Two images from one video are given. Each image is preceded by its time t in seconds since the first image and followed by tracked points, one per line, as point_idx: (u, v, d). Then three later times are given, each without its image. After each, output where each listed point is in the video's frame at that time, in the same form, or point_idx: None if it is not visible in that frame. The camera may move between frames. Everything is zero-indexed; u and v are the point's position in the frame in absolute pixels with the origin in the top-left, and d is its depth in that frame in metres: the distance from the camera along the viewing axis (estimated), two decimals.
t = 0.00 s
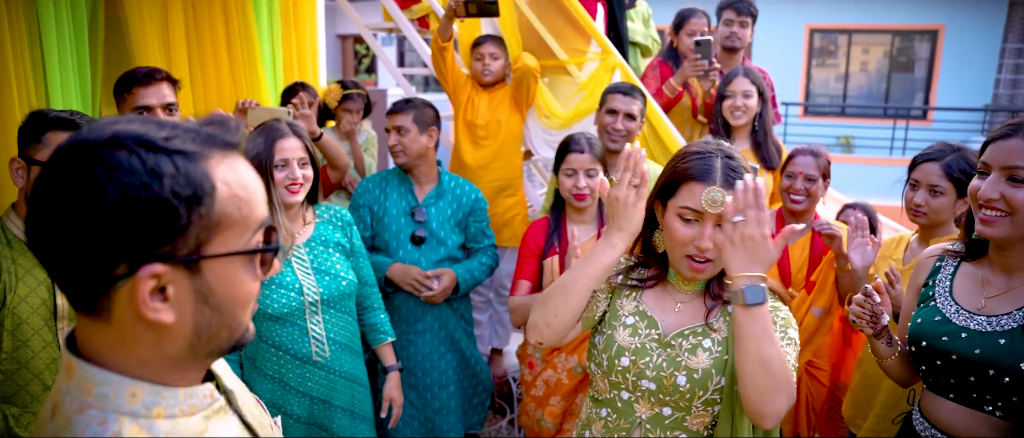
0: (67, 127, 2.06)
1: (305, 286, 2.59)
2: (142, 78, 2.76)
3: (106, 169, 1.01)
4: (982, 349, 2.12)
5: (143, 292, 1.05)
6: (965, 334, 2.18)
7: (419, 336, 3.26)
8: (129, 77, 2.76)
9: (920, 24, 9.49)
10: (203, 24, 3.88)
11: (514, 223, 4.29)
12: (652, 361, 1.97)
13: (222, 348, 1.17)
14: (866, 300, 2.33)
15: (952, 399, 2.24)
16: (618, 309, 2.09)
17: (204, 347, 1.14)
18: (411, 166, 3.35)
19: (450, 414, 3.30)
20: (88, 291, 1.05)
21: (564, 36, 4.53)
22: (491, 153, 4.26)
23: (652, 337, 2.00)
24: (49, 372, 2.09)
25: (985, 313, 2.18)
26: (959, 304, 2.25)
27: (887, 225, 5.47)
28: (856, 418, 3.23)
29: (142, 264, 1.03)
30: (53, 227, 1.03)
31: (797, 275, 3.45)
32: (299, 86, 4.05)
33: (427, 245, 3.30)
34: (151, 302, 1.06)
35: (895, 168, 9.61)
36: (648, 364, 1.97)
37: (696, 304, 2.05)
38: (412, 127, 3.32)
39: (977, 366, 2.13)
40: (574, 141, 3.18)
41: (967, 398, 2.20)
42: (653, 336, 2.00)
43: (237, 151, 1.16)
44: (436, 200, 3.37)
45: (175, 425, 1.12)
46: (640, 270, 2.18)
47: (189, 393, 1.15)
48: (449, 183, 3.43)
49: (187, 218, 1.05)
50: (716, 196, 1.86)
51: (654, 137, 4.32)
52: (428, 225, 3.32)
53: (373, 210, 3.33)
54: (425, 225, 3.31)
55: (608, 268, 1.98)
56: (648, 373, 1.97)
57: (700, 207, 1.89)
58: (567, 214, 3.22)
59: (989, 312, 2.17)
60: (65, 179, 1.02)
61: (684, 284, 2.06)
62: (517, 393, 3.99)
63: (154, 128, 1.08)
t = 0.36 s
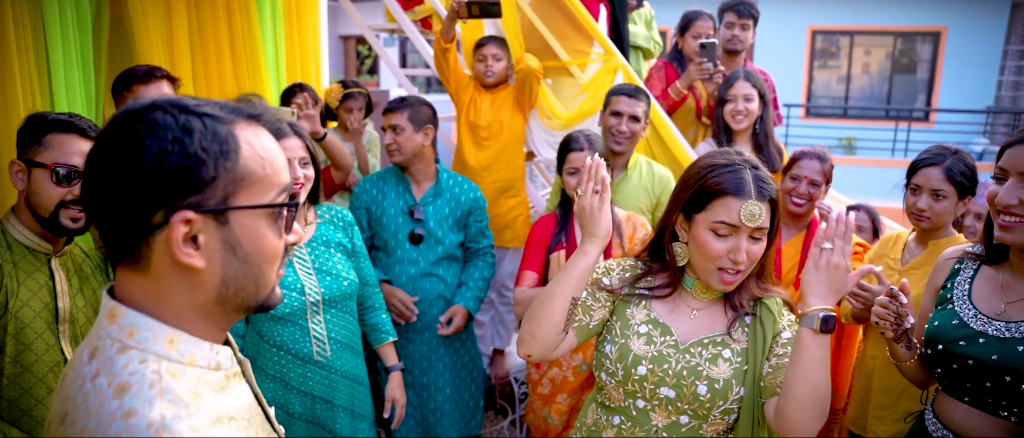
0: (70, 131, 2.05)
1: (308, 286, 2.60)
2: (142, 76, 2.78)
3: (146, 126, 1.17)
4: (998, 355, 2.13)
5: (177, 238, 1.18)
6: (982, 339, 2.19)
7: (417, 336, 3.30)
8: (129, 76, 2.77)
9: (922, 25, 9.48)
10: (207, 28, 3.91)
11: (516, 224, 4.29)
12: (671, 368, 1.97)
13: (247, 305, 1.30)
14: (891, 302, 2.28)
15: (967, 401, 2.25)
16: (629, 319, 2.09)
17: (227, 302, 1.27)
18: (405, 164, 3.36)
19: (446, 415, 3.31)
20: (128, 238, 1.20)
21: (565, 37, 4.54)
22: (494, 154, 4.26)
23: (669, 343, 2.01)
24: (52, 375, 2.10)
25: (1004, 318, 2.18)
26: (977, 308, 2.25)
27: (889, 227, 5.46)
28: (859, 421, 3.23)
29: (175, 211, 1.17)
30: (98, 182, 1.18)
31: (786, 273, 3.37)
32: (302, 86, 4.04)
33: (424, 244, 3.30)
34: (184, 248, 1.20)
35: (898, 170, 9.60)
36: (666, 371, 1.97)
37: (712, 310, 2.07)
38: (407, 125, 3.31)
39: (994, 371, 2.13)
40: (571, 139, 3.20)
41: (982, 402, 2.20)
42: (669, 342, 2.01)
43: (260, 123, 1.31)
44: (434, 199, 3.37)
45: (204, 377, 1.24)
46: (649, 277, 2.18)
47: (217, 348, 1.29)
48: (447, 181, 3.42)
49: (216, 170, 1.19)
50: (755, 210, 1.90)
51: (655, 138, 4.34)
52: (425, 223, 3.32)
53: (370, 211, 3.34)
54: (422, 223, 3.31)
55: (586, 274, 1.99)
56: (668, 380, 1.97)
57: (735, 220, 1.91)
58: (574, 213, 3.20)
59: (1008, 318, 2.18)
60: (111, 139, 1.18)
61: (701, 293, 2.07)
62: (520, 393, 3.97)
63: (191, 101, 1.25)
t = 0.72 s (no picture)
0: (48, 126, 2.09)
1: (308, 286, 2.60)
2: (140, 76, 2.78)
3: (176, 129, 1.38)
4: (1001, 357, 2.14)
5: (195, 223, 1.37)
6: (988, 340, 2.19)
7: (414, 336, 3.30)
8: (127, 75, 2.77)
9: (924, 27, 9.47)
10: (209, 29, 3.92)
11: (517, 224, 4.29)
12: (683, 372, 1.98)
13: (250, 287, 1.46)
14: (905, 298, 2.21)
15: (969, 401, 2.26)
16: (638, 323, 2.09)
17: (236, 283, 1.44)
18: (402, 165, 3.36)
19: (447, 415, 3.32)
20: (154, 224, 1.39)
21: (567, 38, 4.54)
22: (496, 154, 4.27)
23: (680, 347, 2.01)
24: (50, 376, 2.13)
25: (1011, 321, 2.18)
26: (986, 310, 2.25)
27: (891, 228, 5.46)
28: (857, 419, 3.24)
29: (193, 199, 1.36)
30: (135, 175, 1.39)
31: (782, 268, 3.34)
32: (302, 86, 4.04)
33: (420, 244, 3.30)
34: (201, 231, 1.38)
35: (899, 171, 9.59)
36: (678, 375, 1.98)
37: (721, 315, 2.07)
38: (403, 126, 3.33)
39: (995, 372, 2.15)
40: (567, 142, 3.21)
41: (984, 402, 2.21)
42: (680, 346, 2.01)
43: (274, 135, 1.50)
44: (431, 199, 3.37)
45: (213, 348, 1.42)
46: (656, 282, 2.17)
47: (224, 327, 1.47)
48: (443, 181, 3.41)
49: (231, 168, 1.38)
50: (757, 213, 1.90)
51: (656, 138, 4.35)
52: (422, 224, 3.32)
53: (368, 212, 3.34)
54: (419, 223, 3.31)
55: (581, 295, 2.02)
56: (679, 384, 1.98)
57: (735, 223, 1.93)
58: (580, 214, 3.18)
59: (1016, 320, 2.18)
60: (148, 140, 1.39)
61: (710, 299, 2.07)
62: (523, 393, 3.85)
63: (217, 112, 1.46)
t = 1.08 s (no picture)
0: (22, 123, 2.08)
1: (306, 284, 2.60)
2: (142, 73, 2.77)
3: (181, 147, 1.49)
4: (1000, 349, 2.15)
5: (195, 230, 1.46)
6: (987, 333, 2.20)
7: (410, 335, 3.31)
8: (129, 73, 2.76)
9: (924, 27, 9.48)
10: (210, 29, 3.92)
11: (516, 223, 4.29)
12: (678, 366, 1.98)
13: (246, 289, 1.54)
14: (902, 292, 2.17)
15: (968, 394, 2.26)
16: (635, 318, 2.09)
17: (232, 286, 1.52)
18: (397, 165, 3.36)
19: (444, 412, 3.31)
20: (160, 232, 1.48)
21: (568, 38, 4.55)
22: (496, 153, 4.27)
23: (676, 341, 2.01)
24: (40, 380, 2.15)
25: (1010, 315, 2.19)
26: (985, 305, 2.25)
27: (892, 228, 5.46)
28: (855, 417, 3.22)
29: (194, 207, 1.45)
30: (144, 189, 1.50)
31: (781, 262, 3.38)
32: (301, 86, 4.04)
33: (416, 244, 3.29)
34: (200, 236, 1.46)
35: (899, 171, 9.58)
36: (673, 368, 1.98)
37: (718, 309, 2.07)
38: (398, 125, 3.33)
39: (993, 365, 2.15)
40: (565, 144, 3.21)
41: (982, 394, 2.21)
42: (676, 340, 2.01)
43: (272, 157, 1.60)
44: (426, 199, 3.36)
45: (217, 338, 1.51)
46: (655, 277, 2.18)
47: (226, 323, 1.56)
48: (438, 180, 3.40)
49: (228, 180, 1.47)
50: (716, 186, 1.95)
51: (658, 140, 4.35)
52: (418, 223, 3.31)
53: (365, 212, 3.36)
54: (414, 223, 3.31)
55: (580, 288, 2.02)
56: (675, 378, 1.98)
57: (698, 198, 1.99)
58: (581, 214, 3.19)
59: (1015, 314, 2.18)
60: (157, 158, 1.51)
61: (702, 290, 2.07)
62: (523, 391, 3.82)
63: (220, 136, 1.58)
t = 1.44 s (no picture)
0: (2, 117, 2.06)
1: (304, 275, 2.61)
2: (152, 62, 2.78)
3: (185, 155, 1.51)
4: (985, 333, 2.14)
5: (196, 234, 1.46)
6: (972, 318, 2.20)
7: (407, 326, 3.31)
8: (137, 63, 2.77)
9: (924, 22, 9.41)
10: (211, 19, 3.91)
11: (517, 216, 4.30)
12: (661, 349, 1.98)
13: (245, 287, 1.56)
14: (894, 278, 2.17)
15: (953, 377, 2.27)
16: (625, 305, 2.11)
17: (231, 285, 1.53)
18: (395, 158, 3.36)
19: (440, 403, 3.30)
20: (160, 234, 1.48)
21: (570, 31, 4.55)
22: (497, 146, 4.27)
23: (660, 325, 2.02)
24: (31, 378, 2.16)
25: (995, 300, 2.19)
26: (970, 291, 2.26)
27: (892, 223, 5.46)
28: (852, 413, 3.22)
29: (195, 211, 1.46)
30: (146, 195, 1.50)
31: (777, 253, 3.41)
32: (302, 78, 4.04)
33: (415, 236, 3.29)
34: (202, 238, 1.47)
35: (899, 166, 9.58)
36: (657, 351, 1.98)
37: (703, 293, 2.06)
38: (395, 119, 3.33)
39: (979, 349, 2.15)
40: (570, 136, 3.21)
41: (966, 378, 2.22)
42: (660, 324, 2.02)
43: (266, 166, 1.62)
44: (423, 191, 3.36)
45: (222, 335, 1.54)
46: (641, 264, 2.21)
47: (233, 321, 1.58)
48: (437, 173, 3.41)
49: (228, 186, 1.48)
50: (687, 170, 1.96)
51: (660, 135, 4.35)
52: (415, 215, 3.31)
53: (362, 205, 3.39)
54: (412, 216, 3.31)
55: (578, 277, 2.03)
56: (658, 361, 1.98)
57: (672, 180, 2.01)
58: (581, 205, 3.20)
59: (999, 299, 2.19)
60: (159, 165, 1.52)
61: (684, 274, 2.08)
62: (522, 385, 3.84)
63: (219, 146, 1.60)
